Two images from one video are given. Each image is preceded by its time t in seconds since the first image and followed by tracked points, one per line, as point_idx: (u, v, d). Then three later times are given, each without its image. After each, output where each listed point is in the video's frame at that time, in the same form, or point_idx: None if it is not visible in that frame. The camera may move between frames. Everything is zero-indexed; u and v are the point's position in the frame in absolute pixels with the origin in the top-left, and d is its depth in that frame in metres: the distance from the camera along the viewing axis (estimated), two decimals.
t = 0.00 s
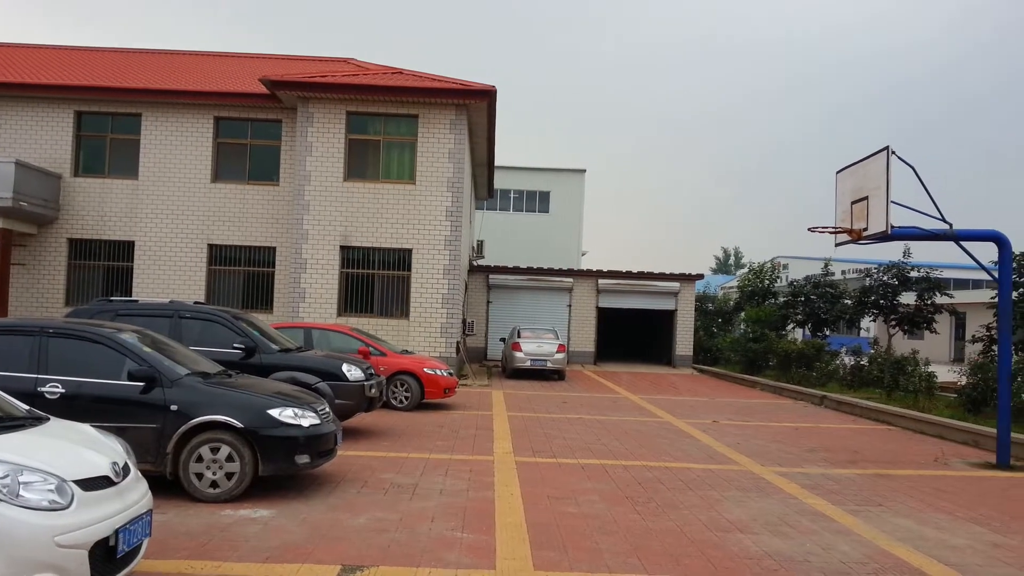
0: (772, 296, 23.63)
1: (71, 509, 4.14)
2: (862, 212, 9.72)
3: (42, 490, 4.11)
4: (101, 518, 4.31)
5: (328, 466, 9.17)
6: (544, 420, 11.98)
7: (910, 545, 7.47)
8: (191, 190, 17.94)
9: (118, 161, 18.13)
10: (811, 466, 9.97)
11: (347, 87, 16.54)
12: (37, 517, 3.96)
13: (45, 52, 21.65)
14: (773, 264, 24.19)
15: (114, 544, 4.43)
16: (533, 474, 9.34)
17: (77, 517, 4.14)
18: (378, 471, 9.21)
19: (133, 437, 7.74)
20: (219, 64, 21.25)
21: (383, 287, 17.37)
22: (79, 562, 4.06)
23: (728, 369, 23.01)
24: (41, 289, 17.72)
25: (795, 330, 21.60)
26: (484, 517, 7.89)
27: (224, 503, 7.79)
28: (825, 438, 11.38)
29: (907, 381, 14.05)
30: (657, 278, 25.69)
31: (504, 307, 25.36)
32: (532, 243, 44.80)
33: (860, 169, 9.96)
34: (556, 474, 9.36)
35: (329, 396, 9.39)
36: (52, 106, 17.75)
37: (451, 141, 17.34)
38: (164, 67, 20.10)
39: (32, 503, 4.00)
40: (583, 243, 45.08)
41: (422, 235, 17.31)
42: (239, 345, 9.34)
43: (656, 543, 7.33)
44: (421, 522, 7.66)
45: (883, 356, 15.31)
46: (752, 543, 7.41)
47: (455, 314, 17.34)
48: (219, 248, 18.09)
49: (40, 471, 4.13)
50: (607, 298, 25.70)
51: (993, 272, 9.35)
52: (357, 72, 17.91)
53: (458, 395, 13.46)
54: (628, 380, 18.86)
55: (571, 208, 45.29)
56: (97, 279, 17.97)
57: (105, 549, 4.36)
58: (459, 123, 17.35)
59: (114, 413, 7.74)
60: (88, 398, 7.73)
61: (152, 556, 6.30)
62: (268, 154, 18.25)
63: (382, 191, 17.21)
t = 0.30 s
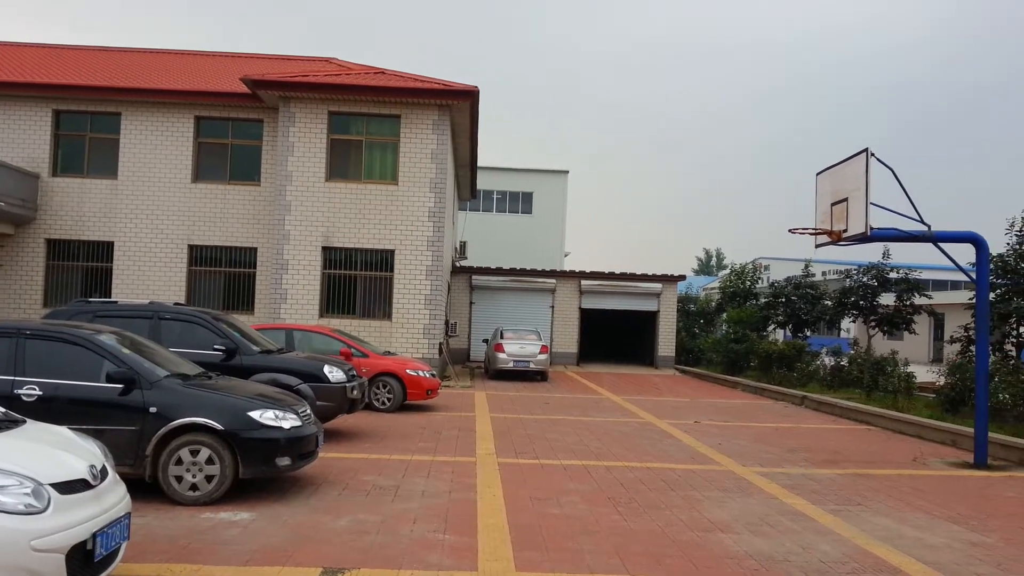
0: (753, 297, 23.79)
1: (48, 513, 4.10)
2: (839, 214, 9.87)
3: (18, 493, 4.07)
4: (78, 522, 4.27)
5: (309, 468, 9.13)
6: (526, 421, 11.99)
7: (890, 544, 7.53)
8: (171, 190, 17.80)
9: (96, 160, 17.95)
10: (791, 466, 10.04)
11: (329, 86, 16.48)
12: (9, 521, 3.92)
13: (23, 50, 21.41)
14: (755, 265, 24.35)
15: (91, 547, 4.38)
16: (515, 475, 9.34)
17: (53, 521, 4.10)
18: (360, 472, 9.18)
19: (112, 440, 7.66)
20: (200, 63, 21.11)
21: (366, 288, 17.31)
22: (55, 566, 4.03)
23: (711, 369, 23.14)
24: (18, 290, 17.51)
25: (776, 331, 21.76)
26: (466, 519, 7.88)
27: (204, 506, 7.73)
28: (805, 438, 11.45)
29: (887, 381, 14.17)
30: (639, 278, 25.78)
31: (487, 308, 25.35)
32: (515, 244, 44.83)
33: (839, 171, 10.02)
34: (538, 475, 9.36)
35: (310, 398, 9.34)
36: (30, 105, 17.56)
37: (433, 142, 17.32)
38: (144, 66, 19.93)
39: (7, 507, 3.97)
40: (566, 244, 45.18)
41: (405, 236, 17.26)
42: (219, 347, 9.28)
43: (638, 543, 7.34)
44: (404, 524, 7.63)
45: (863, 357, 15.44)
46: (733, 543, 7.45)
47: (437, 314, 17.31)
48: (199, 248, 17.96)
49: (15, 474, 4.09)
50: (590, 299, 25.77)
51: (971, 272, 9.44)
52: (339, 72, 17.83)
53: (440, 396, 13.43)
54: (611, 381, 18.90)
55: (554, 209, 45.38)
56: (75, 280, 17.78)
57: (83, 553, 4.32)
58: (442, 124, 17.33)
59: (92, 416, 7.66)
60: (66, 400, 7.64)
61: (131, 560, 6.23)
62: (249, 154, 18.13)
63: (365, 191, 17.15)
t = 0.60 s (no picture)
0: (741, 295, 23.88)
1: (32, 515, 4.08)
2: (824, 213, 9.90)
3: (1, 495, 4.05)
4: (63, 523, 4.25)
5: (297, 468, 9.10)
6: (515, 420, 11.99)
7: (876, 540, 7.58)
8: (157, 190, 17.71)
9: (81, 160, 17.83)
10: (779, 463, 10.08)
11: (316, 86, 16.44)
12: None
13: (8, 49, 21.26)
14: (742, 264, 24.44)
15: (77, 549, 4.35)
16: (503, 474, 9.33)
17: (37, 522, 4.08)
18: (348, 472, 9.15)
19: (98, 441, 7.61)
20: (186, 62, 21.01)
21: (354, 288, 17.27)
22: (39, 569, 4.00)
23: (698, 367, 23.22)
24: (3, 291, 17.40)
25: (764, 329, 21.87)
26: (455, 518, 7.87)
27: (191, 506, 7.69)
28: (792, 436, 11.51)
29: (873, 379, 14.25)
30: (627, 277, 25.83)
31: (475, 307, 25.33)
32: (503, 244, 44.83)
33: (825, 170, 10.06)
34: (526, 474, 9.36)
35: (298, 398, 9.31)
36: (14, 104, 17.45)
37: (421, 141, 17.30)
38: (129, 65, 19.81)
39: None
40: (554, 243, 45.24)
41: (393, 235, 17.23)
42: (206, 347, 9.24)
43: (627, 541, 7.35)
44: (392, 523, 7.62)
45: (850, 355, 15.47)
46: (720, 540, 7.47)
47: (426, 314, 17.29)
48: (186, 248, 17.86)
49: None
50: (578, 298, 25.81)
51: (956, 271, 9.51)
52: (327, 71, 17.77)
53: (428, 396, 13.41)
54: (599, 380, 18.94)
55: (543, 208, 45.41)
56: (60, 280, 17.66)
57: (68, 554, 4.29)
58: (430, 123, 17.31)
59: (78, 416, 7.61)
60: (52, 401, 7.58)
61: (117, 561, 6.20)
62: (236, 153, 18.05)
63: (352, 190, 17.11)
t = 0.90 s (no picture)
0: (721, 294, 24.01)
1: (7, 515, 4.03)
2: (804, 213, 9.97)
3: None
4: (39, 523, 4.20)
5: (277, 468, 9.04)
6: (497, 419, 11.99)
7: (854, 537, 7.65)
8: (136, 187, 17.54)
9: (58, 156, 17.62)
10: (758, 461, 10.14)
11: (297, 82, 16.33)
12: None
13: None
14: (723, 263, 24.59)
15: (52, 549, 4.31)
16: (485, 473, 9.33)
17: (12, 522, 4.03)
18: (329, 471, 9.11)
19: (75, 440, 7.53)
20: (166, 57, 20.82)
21: (335, 286, 17.19)
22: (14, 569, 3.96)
23: (679, 366, 23.35)
24: None
25: (744, 327, 22.02)
26: (436, 517, 7.86)
27: (170, 506, 7.63)
28: (771, 434, 11.60)
29: (851, 378, 14.38)
30: (610, 276, 25.91)
31: (458, 306, 25.30)
32: (485, 242, 44.82)
33: (805, 170, 10.12)
34: (508, 472, 9.37)
35: (278, 397, 9.25)
36: None
37: (403, 139, 17.25)
38: (108, 60, 19.60)
39: None
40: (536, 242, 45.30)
41: (374, 233, 17.17)
42: (185, 345, 9.16)
43: (607, 539, 7.38)
44: (372, 523, 7.60)
45: (829, 354, 15.60)
46: (700, 538, 7.51)
47: (408, 312, 17.25)
48: (165, 245, 17.71)
49: None
50: (561, 296, 25.87)
51: (933, 270, 9.60)
52: (307, 68, 17.65)
53: (410, 394, 13.39)
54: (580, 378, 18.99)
55: (525, 206, 45.45)
56: (37, 277, 17.46)
57: (44, 555, 4.25)
58: (411, 121, 17.26)
59: (55, 416, 7.52)
60: (28, 400, 7.50)
61: (94, 562, 6.13)
62: (215, 149, 17.91)
63: (334, 188, 17.03)
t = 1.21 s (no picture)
0: (703, 293, 24.13)
1: None
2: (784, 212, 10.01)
3: None
4: (13, 522, 4.15)
5: (256, 466, 8.99)
6: (478, 417, 11.98)
7: (832, 535, 7.71)
8: (115, 182, 17.39)
9: (36, 150, 17.42)
10: (738, 459, 10.20)
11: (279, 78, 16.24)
12: None
13: None
14: (705, 262, 24.71)
15: (26, 548, 4.26)
16: (465, 471, 9.32)
17: None
18: (309, 469, 9.07)
19: (51, 438, 7.45)
20: (146, 52, 20.64)
21: (316, 283, 17.12)
22: None
23: (660, 365, 23.46)
24: None
25: (725, 326, 22.16)
26: (416, 515, 7.84)
27: (147, 504, 7.56)
28: (751, 432, 11.66)
29: (830, 377, 14.47)
30: (592, 275, 25.98)
31: (441, 304, 25.26)
32: (468, 240, 44.78)
33: (786, 170, 10.17)
34: (489, 470, 9.36)
35: (257, 394, 9.20)
36: None
37: (385, 136, 17.20)
38: (87, 55, 19.40)
39: None
40: (518, 241, 45.33)
41: (356, 230, 17.11)
42: (164, 342, 9.09)
43: (587, 537, 7.38)
44: (352, 521, 7.57)
45: (808, 353, 15.74)
46: (680, 535, 7.54)
47: (389, 310, 17.21)
48: (144, 242, 17.57)
49: None
50: (543, 295, 25.91)
51: (911, 270, 9.68)
52: (289, 64, 17.55)
53: (390, 392, 13.34)
54: (562, 376, 19.02)
55: (508, 205, 45.46)
56: (13, 273, 17.25)
57: (17, 554, 4.20)
58: (394, 118, 17.22)
59: (30, 413, 7.44)
60: (3, 397, 7.41)
61: (70, 560, 6.06)
62: (196, 145, 17.79)
63: (316, 185, 16.96)
